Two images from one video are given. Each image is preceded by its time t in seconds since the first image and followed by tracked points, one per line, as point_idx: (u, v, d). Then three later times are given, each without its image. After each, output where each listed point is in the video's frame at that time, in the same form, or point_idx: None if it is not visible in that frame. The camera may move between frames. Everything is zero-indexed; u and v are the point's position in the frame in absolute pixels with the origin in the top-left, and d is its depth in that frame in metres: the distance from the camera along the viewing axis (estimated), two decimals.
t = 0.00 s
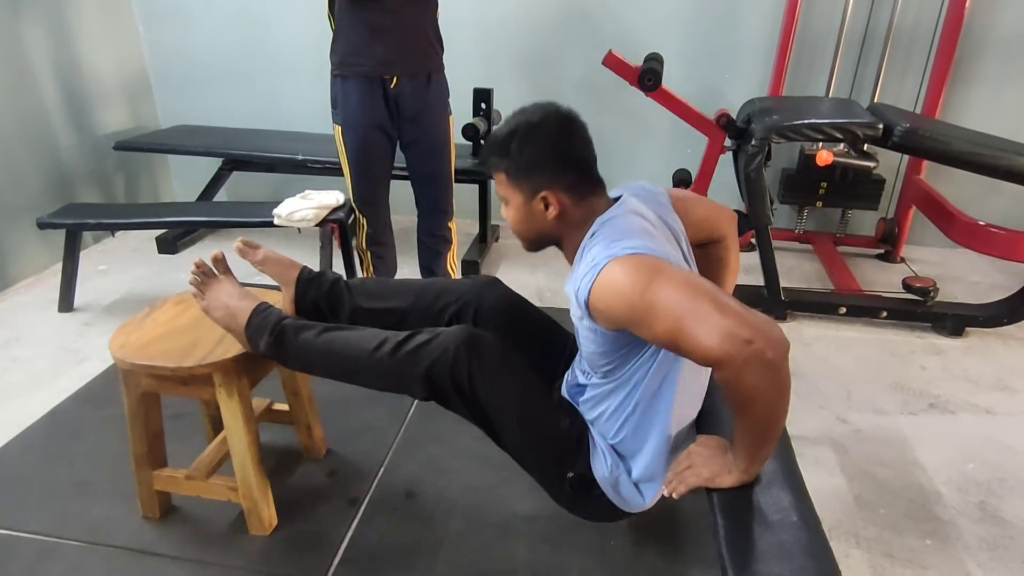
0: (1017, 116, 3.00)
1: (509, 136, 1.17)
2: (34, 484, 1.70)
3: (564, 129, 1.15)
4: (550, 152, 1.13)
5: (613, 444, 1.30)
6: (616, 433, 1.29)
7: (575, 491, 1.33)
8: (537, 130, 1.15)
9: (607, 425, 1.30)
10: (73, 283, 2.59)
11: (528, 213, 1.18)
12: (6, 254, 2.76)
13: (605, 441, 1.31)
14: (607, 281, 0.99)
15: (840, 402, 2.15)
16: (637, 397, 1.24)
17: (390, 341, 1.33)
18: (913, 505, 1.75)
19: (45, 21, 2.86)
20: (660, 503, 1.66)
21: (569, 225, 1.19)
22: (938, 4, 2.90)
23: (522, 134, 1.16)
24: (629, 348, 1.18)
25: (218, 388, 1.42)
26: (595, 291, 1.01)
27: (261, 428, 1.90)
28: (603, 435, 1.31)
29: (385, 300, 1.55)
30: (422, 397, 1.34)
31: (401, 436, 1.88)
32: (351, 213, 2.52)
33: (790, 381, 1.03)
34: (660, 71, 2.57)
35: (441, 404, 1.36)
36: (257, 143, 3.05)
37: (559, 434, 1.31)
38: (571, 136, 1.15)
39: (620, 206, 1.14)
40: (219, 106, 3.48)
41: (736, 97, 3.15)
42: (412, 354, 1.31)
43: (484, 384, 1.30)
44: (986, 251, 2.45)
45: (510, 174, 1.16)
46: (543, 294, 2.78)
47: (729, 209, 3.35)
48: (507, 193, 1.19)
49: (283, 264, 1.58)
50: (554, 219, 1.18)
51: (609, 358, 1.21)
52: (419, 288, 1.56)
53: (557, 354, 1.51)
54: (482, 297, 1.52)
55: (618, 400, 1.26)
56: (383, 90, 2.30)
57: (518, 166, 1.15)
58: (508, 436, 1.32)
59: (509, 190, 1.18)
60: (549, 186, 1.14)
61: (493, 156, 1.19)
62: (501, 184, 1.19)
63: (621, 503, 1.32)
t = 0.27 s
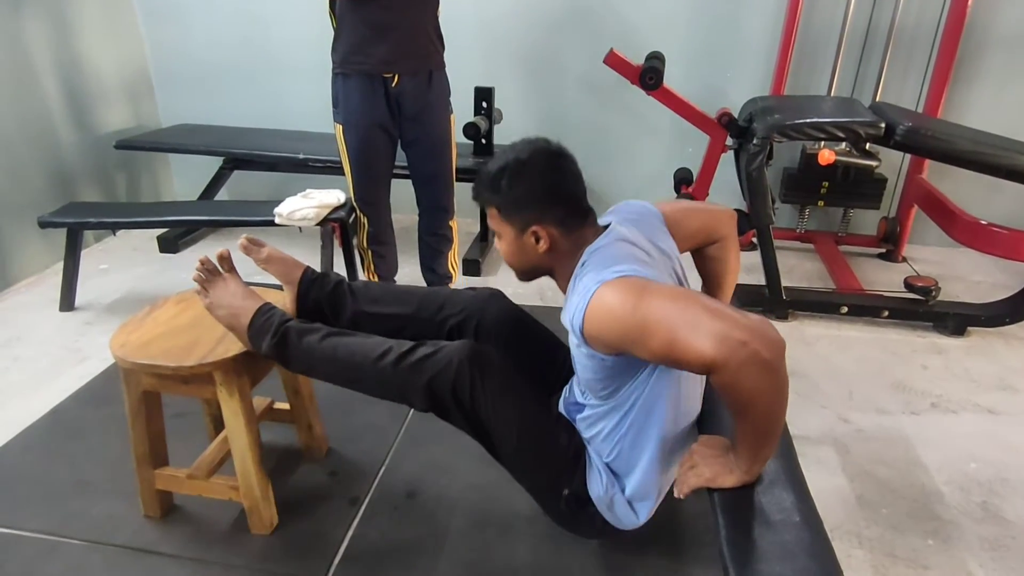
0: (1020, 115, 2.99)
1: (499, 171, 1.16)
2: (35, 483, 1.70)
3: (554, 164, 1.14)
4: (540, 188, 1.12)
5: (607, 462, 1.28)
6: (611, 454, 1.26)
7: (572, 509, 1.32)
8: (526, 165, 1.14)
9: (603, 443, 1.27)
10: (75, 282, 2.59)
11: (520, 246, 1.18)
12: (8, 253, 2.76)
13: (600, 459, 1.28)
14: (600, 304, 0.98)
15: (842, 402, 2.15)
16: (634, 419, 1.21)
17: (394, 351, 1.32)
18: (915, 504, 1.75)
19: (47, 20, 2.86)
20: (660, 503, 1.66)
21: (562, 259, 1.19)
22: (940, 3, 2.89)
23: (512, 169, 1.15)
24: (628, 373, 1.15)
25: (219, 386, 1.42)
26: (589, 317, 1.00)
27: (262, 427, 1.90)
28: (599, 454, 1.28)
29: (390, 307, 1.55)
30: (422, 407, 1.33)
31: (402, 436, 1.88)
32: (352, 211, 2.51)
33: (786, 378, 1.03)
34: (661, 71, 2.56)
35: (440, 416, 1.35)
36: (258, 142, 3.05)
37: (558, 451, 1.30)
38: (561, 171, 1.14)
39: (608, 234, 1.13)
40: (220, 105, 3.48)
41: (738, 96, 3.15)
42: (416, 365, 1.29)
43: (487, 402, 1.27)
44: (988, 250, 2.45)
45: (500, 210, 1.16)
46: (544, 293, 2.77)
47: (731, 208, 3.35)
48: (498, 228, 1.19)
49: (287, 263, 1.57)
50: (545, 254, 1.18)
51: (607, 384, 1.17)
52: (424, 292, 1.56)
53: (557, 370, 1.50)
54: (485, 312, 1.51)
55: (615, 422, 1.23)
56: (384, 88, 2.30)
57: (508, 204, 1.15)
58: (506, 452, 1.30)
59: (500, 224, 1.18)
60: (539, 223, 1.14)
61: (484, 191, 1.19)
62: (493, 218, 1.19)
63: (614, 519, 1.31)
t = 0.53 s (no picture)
0: None
1: (497, 200, 1.16)
2: (38, 482, 1.70)
3: (551, 193, 1.15)
4: (537, 217, 1.13)
5: (607, 473, 1.27)
6: (613, 468, 1.25)
7: (570, 518, 1.30)
8: (524, 193, 1.14)
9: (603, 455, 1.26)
10: (78, 281, 2.59)
11: (518, 274, 1.18)
12: (11, 253, 2.76)
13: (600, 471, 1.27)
14: (601, 321, 0.99)
15: (845, 403, 2.15)
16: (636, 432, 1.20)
17: (401, 362, 1.32)
18: (918, 506, 1.74)
19: (51, 19, 2.87)
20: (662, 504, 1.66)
21: (559, 287, 1.19)
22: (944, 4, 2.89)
23: (509, 198, 1.15)
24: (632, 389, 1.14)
25: (221, 386, 1.42)
26: (591, 334, 1.00)
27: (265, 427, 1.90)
28: (599, 467, 1.27)
29: (394, 313, 1.55)
30: (423, 419, 1.34)
31: (404, 437, 1.88)
32: (355, 211, 2.51)
33: (787, 377, 1.02)
34: (664, 72, 2.55)
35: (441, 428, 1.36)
36: (262, 142, 3.05)
37: (560, 464, 1.28)
38: (558, 200, 1.14)
39: (607, 253, 1.12)
40: (222, 104, 3.48)
41: (741, 97, 3.14)
42: (421, 378, 1.30)
43: (492, 416, 1.28)
44: (991, 251, 2.44)
45: (499, 239, 1.16)
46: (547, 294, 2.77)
47: (734, 209, 3.34)
48: (496, 255, 1.19)
49: (294, 265, 1.55)
50: (543, 282, 1.18)
51: (612, 399, 1.16)
52: (430, 299, 1.57)
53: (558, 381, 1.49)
54: (490, 323, 1.51)
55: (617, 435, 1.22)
56: (387, 89, 2.30)
57: (506, 233, 1.15)
58: (507, 464, 1.30)
59: (498, 252, 1.18)
60: (537, 252, 1.14)
61: (482, 219, 1.19)
62: (491, 245, 1.19)
63: (612, 532, 1.29)
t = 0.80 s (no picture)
0: None
1: (505, 184, 1.16)
2: (41, 481, 1.70)
3: (559, 177, 1.15)
4: (546, 201, 1.12)
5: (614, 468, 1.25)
6: (619, 461, 1.23)
7: (576, 517, 1.30)
8: (533, 178, 1.14)
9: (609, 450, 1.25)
10: (81, 280, 2.60)
11: (525, 258, 1.18)
12: (15, 252, 2.77)
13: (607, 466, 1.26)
14: (606, 313, 0.98)
15: (849, 405, 2.14)
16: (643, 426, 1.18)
17: (402, 360, 1.34)
18: (922, 509, 1.74)
19: (55, 19, 2.88)
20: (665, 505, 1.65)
21: (566, 271, 1.19)
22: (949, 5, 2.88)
23: (518, 181, 1.15)
24: (635, 382, 1.13)
25: (223, 385, 1.42)
26: (595, 325, 0.99)
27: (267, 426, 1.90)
28: (605, 461, 1.26)
29: (396, 313, 1.55)
30: (427, 417, 1.36)
31: (408, 433, 1.88)
32: (358, 211, 2.52)
33: (791, 385, 1.02)
34: (668, 72, 2.55)
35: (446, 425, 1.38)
36: (265, 142, 3.05)
37: (565, 462, 1.29)
38: (567, 185, 1.14)
39: (613, 243, 1.12)
40: (225, 105, 3.48)
41: (745, 98, 3.14)
42: (423, 377, 1.32)
43: (493, 414, 1.30)
44: (996, 253, 2.44)
45: (506, 221, 1.16)
46: (549, 295, 2.77)
47: (737, 210, 3.33)
48: (502, 238, 1.18)
49: (298, 266, 1.57)
50: (549, 265, 1.18)
51: (614, 391, 1.15)
52: (432, 297, 1.57)
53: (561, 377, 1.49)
54: (492, 320, 1.51)
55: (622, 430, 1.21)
56: (391, 90, 2.30)
57: (514, 215, 1.14)
58: (511, 464, 1.32)
59: (505, 236, 1.18)
60: (546, 234, 1.14)
61: (490, 202, 1.18)
62: (497, 228, 1.19)
63: (621, 528, 1.28)
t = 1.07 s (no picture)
0: None
1: (525, 104, 1.15)
2: (43, 481, 1.70)
3: (581, 99, 1.14)
4: (565, 120, 1.12)
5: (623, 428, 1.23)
6: (627, 418, 1.22)
7: (587, 479, 1.29)
8: (554, 98, 1.14)
9: (617, 406, 1.24)
10: (84, 280, 2.60)
11: (538, 184, 1.16)
12: (17, 252, 2.77)
13: (615, 424, 1.24)
14: (620, 266, 0.96)
15: (851, 406, 2.14)
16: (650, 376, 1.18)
17: (393, 332, 1.33)
18: (924, 510, 1.73)
19: (58, 19, 2.88)
20: (666, 506, 1.65)
21: (579, 202, 1.17)
22: (952, 5, 2.87)
23: (540, 102, 1.14)
24: (642, 331, 1.12)
25: (226, 386, 1.42)
26: (607, 274, 0.97)
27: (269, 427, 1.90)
28: (613, 420, 1.24)
29: (393, 296, 1.55)
30: (427, 387, 1.35)
31: (409, 436, 1.87)
32: (360, 211, 2.52)
33: (797, 391, 1.03)
34: (670, 74, 2.56)
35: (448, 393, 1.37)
36: (267, 143, 3.05)
37: (570, 417, 1.29)
38: (588, 108, 1.13)
39: (630, 186, 1.15)
40: (228, 104, 3.49)
41: (747, 99, 3.14)
42: (414, 344, 1.30)
43: (489, 377, 1.29)
44: (999, 255, 2.43)
45: (524, 142, 1.15)
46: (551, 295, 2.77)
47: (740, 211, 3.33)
48: (518, 162, 1.17)
49: (289, 264, 1.58)
50: (563, 193, 1.16)
51: (620, 341, 1.14)
52: (427, 275, 1.57)
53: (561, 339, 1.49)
54: (488, 288, 1.51)
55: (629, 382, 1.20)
56: (394, 90, 2.30)
57: (534, 135, 1.13)
58: (513, 426, 1.32)
59: (519, 160, 1.17)
60: (564, 157, 1.13)
61: (507, 123, 1.18)
62: (513, 152, 1.17)
63: (632, 486, 1.26)
